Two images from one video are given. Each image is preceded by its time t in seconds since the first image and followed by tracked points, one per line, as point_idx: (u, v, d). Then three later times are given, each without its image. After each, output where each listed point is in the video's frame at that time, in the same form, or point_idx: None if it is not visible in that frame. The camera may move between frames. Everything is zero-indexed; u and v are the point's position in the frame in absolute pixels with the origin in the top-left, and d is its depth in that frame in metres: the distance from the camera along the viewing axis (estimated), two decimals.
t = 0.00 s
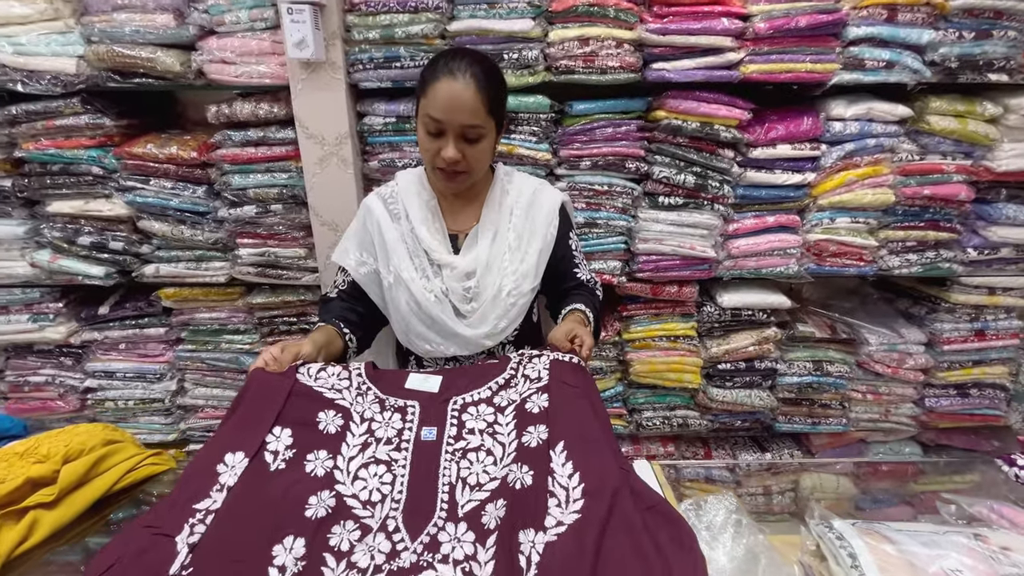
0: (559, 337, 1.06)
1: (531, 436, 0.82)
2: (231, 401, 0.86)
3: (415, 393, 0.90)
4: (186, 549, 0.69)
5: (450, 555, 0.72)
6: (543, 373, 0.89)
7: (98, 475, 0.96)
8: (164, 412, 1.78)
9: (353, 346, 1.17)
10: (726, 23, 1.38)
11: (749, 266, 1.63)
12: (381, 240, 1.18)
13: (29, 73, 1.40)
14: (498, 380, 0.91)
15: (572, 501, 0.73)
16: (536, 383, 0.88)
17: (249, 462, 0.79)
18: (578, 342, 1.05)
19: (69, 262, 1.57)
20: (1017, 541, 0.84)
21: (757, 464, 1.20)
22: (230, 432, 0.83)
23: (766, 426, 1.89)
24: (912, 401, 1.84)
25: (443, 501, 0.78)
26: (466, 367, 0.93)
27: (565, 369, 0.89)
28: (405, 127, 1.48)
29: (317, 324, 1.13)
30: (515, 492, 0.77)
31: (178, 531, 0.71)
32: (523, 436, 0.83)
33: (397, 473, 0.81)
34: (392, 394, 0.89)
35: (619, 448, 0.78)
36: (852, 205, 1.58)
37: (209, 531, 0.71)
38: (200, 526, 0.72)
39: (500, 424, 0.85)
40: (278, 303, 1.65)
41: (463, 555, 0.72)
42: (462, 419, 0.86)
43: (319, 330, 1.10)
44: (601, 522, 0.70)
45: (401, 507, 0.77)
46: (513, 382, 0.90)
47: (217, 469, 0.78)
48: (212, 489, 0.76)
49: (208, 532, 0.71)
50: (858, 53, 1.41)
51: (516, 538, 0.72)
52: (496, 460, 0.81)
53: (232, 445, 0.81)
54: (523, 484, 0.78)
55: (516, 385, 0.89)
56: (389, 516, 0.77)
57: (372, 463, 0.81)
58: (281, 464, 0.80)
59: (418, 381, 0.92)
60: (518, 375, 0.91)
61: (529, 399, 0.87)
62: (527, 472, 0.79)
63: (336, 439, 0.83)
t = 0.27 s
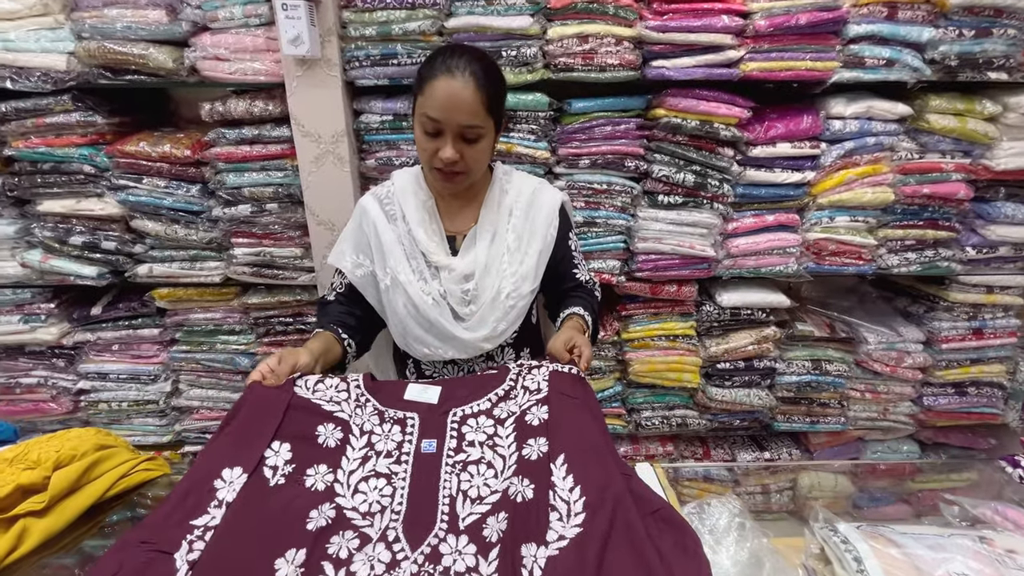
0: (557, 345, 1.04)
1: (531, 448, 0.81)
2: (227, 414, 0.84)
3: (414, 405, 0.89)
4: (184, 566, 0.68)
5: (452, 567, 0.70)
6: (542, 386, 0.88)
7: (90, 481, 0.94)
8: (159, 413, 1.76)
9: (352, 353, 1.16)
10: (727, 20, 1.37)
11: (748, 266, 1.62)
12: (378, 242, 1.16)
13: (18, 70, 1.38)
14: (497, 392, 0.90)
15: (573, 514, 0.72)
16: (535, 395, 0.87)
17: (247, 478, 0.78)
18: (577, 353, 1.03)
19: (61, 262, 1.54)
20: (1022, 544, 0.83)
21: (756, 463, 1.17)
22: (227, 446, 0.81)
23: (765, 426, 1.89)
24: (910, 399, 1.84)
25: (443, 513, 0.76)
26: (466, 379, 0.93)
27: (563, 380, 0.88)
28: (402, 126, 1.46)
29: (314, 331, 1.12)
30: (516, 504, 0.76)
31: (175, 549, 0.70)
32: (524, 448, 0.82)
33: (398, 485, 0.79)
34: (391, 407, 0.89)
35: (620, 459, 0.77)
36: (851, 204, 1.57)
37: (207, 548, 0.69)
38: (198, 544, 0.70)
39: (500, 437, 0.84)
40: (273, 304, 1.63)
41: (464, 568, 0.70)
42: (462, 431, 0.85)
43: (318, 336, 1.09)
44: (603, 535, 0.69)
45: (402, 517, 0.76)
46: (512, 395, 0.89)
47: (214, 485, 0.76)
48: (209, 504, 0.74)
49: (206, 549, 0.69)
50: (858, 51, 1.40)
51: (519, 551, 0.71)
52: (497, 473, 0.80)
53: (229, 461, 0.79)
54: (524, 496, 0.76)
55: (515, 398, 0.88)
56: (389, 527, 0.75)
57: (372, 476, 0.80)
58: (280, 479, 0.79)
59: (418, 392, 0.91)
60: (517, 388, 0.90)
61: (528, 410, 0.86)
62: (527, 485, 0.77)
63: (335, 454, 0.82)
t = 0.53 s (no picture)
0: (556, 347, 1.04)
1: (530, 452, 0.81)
2: (225, 421, 0.84)
3: (413, 410, 0.88)
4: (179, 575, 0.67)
5: (451, 570, 0.70)
6: (541, 390, 0.87)
7: (88, 484, 0.94)
8: (156, 416, 1.75)
9: (351, 357, 1.15)
10: (724, 19, 1.37)
11: (746, 264, 1.62)
12: (374, 243, 1.16)
13: (12, 71, 1.37)
14: (496, 395, 0.89)
15: (574, 519, 0.72)
16: (534, 399, 0.86)
17: (245, 486, 0.77)
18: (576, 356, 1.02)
19: (57, 264, 1.53)
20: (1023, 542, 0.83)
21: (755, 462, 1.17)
22: (223, 454, 0.80)
23: (764, 424, 1.89)
24: (908, 397, 1.84)
25: (443, 517, 0.76)
26: (465, 383, 0.92)
27: (562, 383, 0.87)
28: (400, 126, 1.46)
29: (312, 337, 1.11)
30: (516, 508, 0.76)
31: (172, 557, 0.69)
32: (522, 453, 0.81)
33: (397, 491, 0.79)
34: (390, 412, 0.88)
35: (619, 461, 0.76)
36: (849, 202, 1.57)
37: (204, 557, 0.69)
38: (195, 552, 0.70)
39: (499, 442, 0.83)
40: (271, 305, 1.62)
41: (464, 571, 0.70)
42: (461, 436, 0.85)
43: (316, 340, 1.10)
44: (603, 539, 0.69)
45: (401, 521, 0.76)
46: (511, 399, 0.88)
47: (211, 493, 0.76)
48: (206, 513, 0.74)
49: (204, 557, 0.69)
50: (855, 49, 1.40)
51: (519, 555, 0.71)
52: (496, 477, 0.80)
53: (226, 469, 0.79)
54: (524, 501, 0.76)
55: (515, 402, 0.87)
56: (388, 530, 0.75)
57: (371, 482, 0.80)
58: (278, 487, 0.78)
59: (417, 396, 0.91)
60: (516, 391, 0.89)
61: (527, 415, 0.85)
62: (527, 490, 0.77)
63: (334, 460, 0.82)
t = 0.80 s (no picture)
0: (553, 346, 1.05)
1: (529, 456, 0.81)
2: (222, 428, 0.84)
3: (410, 415, 0.88)
4: None
5: None
6: (538, 393, 0.87)
7: (86, 490, 0.94)
8: (155, 420, 1.74)
9: (350, 361, 1.16)
10: (720, 21, 1.37)
11: (744, 265, 1.62)
12: (371, 247, 1.16)
13: (8, 76, 1.37)
14: (493, 399, 0.88)
15: (571, 526, 0.72)
16: (531, 402, 0.86)
17: (242, 495, 0.77)
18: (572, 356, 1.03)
19: (54, 269, 1.53)
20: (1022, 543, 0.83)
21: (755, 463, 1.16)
22: (220, 461, 0.80)
23: (762, 424, 1.89)
24: (907, 396, 1.84)
25: (441, 522, 0.76)
26: (463, 389, 0.91)
27: (561, 389, 0.86)
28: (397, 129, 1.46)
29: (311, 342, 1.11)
30: (514, 514, 0.76)
31: (170, 567, 0.69)
32: (519, 459, 0.81)
33: (394, 496, 0.79)
34: (388, 418, 0.88)
35: (617, 466, 0.76)
36: (846, 202, 1.58)
37: (201, 567, 0.69)
38: (193, 561, 0.70)
39: (497, 447, 0.83)
40: (269, 309, 1.62)
41: None
42: (458, 442, 0.85)
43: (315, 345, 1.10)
44: (601, 546, 0.69)
45: (399, 525, 0.76)
46: (508, 403, 0.87)
47: (208, 502, 0.76)
48: (203, 521, 0.74)
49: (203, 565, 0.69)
50: (851, 50, 1.41)
51: (518, 560, 0.71)
52: (493, 483, 0.80)
53: (223, 477, 0.79)
54: (521, 507, 0.76)
55: (512, 406, 0.87)
56: (386, 535, 0.75)
57: (369, 488, 0.80)
58: (276, 495, 0.78)
59: (413, 401, 0.90)
60: (513, 395, 0.88)
61: (524, 419, 0.85)
62: (524, 496, 0.77)
63: (331, 468, 0.82)
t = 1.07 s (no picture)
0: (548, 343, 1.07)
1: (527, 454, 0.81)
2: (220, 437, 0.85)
3: (406, 418, 0.89)
4: None
5: None
6: (532, 390, 0.89)
7: (83, 496, 0.93)
8: (153, 424, 1.74)
9: (354, 365, 1.17)
10: (715, 23, 1.38)
11: (741, 265, 1.63)
12: (371, 250, 1.16)
13: (5, 81, 1.37)
14: (488, 398, 0.90)
15: (568, 524, 0.72)
16: (525, 399, 0.88)
17: (239, 501, 0.77)
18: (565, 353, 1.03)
19: (52, 274, 1.53)
20: (1020, 542, 0.83)
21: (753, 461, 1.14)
22: (218, 469, 0.81)
23: (761, 424, 1.89)
24: (905, 395, 1.85)
25: (438, 525, 0.76)
26: (460, 388, 0.93)
27: (555, 387, 0.89)
28: (394, 132, 1.46)
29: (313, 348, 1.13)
30: (510, 514, 0.76)
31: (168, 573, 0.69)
32: (516, 457, 0.81)
33: (391, 499, 0.79)
34: (384, 422, 0.89)
35: (613, 466, 0.77)
36: (843, 202, 1.58)
37: (197, 574, 0.69)
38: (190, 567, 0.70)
39: (492, 446, 0.84)
40: (267, 312, 1.62)
41: None
42: (454, 443, 0.85)
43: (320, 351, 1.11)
44: (597, 544, 0.68)
45: (397, 529, 0.76)
46: (502, 401, 0.90)
47: (205, 510, 0.76)
48: (201, 528, 0.74)
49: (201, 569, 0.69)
50: (846, 51, 1.41)
51: (514, 561, 0.70)
52: (490, 484, 0.80)
53: (221, 486, 0.79)
54: (518, 506, 0.76)
55: (506, 403, 0.89)
56: (384, 539, 0.75)
57: (366, 492, 0.80)
58: (272, 501, 0.78)
59: (411, 404, 0.91)
60: (507, 392, 0.91)
61: (519, 416, 0.87)
62: (521, 495, 0.77)
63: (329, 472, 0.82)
